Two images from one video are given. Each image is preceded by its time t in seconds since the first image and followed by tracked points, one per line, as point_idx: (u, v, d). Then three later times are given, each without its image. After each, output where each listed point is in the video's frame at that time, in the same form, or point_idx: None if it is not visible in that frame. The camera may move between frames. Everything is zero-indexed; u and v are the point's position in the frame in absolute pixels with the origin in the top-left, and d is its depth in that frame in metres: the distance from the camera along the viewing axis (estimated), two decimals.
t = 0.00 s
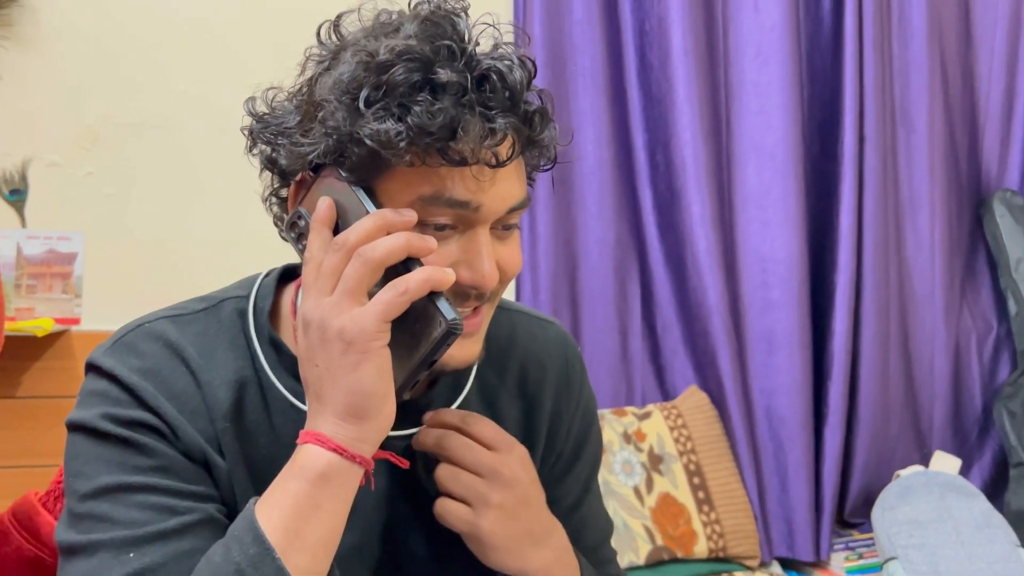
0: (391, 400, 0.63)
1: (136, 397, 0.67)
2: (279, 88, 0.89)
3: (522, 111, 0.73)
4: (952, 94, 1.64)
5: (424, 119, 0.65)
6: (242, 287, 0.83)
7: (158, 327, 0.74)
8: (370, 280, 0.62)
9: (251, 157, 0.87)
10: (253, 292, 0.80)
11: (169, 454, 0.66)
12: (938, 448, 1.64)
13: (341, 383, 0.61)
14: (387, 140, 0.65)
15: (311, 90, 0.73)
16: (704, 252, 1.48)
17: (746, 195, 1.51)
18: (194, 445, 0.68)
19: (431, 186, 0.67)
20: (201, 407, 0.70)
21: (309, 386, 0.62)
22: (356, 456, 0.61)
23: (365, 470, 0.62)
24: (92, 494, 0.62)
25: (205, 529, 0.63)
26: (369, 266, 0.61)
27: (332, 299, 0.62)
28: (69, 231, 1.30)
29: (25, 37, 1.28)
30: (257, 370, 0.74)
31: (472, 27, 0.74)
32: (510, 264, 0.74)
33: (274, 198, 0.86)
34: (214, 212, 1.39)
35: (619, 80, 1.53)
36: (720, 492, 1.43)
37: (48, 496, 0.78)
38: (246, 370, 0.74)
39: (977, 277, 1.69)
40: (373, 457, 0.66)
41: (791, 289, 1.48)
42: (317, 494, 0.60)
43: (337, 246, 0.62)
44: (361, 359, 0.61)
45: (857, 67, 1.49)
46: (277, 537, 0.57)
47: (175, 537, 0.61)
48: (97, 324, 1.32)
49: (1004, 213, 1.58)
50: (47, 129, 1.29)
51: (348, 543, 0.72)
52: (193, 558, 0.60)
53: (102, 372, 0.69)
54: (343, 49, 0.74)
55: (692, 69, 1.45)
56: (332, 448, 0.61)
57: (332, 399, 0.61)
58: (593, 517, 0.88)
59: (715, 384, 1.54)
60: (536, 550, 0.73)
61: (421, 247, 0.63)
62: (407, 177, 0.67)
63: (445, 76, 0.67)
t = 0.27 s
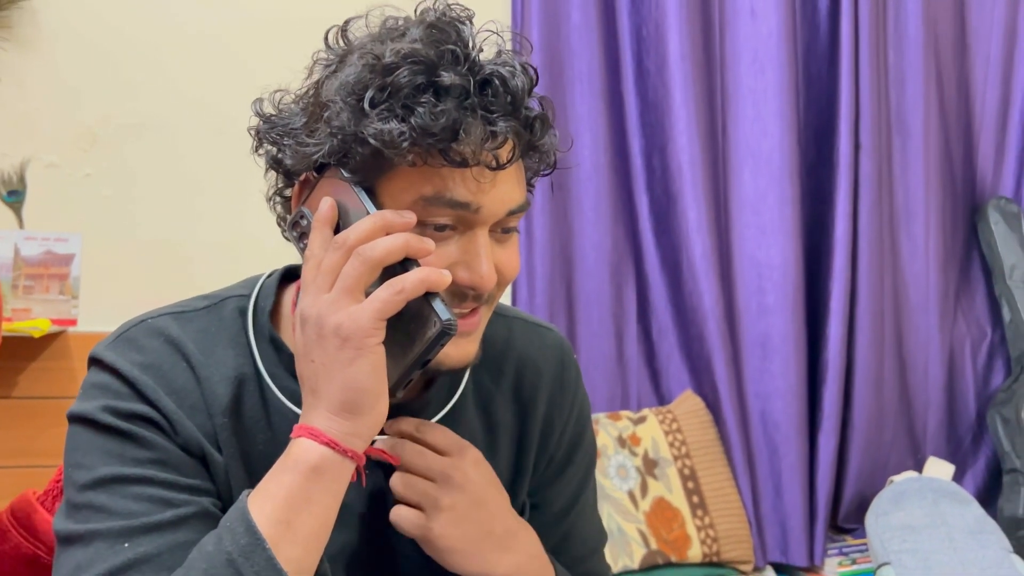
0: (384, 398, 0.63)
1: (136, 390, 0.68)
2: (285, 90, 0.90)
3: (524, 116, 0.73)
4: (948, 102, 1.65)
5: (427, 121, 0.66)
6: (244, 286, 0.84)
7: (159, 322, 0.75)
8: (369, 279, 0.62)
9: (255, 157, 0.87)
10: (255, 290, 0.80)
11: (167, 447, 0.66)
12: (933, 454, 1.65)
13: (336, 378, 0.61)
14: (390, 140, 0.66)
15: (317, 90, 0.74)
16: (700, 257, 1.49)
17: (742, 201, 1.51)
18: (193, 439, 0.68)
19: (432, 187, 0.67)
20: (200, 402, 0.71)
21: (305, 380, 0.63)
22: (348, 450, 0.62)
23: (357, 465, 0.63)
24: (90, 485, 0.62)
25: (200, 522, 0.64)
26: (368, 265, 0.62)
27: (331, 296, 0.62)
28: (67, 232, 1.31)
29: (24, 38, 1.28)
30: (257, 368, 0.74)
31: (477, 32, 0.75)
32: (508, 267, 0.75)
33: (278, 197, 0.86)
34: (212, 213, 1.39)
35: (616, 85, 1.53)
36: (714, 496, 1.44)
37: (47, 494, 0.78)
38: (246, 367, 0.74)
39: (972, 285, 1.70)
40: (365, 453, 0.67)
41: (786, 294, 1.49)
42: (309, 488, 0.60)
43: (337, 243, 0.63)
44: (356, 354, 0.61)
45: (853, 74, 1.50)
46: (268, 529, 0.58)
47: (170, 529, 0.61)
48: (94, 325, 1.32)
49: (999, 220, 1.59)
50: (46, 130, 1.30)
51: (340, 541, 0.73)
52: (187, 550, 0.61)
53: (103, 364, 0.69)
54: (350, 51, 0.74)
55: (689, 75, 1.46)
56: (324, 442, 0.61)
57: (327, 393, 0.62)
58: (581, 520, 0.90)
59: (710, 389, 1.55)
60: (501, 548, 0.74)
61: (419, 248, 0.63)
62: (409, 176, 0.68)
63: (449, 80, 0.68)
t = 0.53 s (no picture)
0: (383, 401, 0.63)
1: (140, 392, 0.68)
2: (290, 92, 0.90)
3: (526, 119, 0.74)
4: (947, 107, 1.65)
5: (430, 121, 0.66)
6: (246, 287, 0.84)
7: (163, 324, 0.75)
8: (370, 283, 0.62)
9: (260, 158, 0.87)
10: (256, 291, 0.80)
11: (172, 449, 0.66)
12: (931, 459, 1.65)
13: (337, 380, 0.61)
14: (395, 140, 0.66)
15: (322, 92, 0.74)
16: (699, 261, 1.49)
17: (742, 206, 1.51)
18: (197, 441, 0.68)
19: (435, 187, 0.68)
20: (204, 404, 0.71)
21: (305, 381, 0.63)
22: (347, 451, 0.62)
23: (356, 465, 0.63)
24: (96, 488, 0.63)
25: (205, 523, 0.64)
26: (369, 269, 0.61)
27: (332, 298, 0.62)
28: (68, 234, 1.31)
29: (28, 40, 1.29)
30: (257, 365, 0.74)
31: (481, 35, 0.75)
32: (509, 269, 0.75)
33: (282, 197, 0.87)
34: (213, 215, 1.40)
35: (616, 89, 1.54)
36: (713, 500, 1.44)
37: (47, 494, 0.79)
38: (246, 366, 0.74)
39: (971, 290, 1.70)
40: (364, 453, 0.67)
41: (785, 299, 1.49)
42: (310, 488, 0.60)
43: (338, 248, 0.62)
44: (357, 357, 0.61)
45: (852, 80, 1.51)
46: (272, 528, 0.58)
47: (176, 531, 0.62)
48: (96, 326, 1.33)
49: (997, 226, 1.60)
50: (49, 132, 1.30)
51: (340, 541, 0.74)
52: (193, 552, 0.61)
53: (108, 367, 0.69)
54: (356, 53, 0.75)
55: (689, 81, 1.46)
56: (324, 442, 0.61)
57: (327, 394, 0.62)
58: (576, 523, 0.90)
59: (709, 393, 1.55)
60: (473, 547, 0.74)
61: (420, 253, 0.63)
62: (412, 176, 0.68)
63: (453, 81, 0.68)
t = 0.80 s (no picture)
0: (367, 404, 0.64)
1: (135, 400, 0.69)
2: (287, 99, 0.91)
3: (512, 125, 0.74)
4: (950, 116, 1.66)
5: (410, 126, 0.67)
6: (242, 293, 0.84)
7: (158, 331, 0.75)
8: (353, 288, 0.63)
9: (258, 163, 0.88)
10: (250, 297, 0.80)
11: (166, 456, 0.67)
12: (933, 468, 1.65)
13: (318, 385, 0.62)
14: (376, 144, 0.67)
15: (311, 98, 0.76)
16: (702, 268, 1.49)
17: (745, 213, 1.52)
18: (192, 448, 0.69)
19: (417, 192, 0.68)
20: (199, 411, 0.72)
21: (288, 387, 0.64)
22: (331, 455, 0.62)
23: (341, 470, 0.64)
24: (90, 495, 0.63)
25: (198, 529, 0.64)
26: (352, 274, 0.63)
27: (314, 303, 0.63)
28: (73, 237, 1.32)
29: (34, 45, 1.30)
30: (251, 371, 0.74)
31: (469, 42, 0.76)
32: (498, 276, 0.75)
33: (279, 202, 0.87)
34: (215, 220, 1.40)
35: (619, 97, 1.55)
36: (714, 507, 1.44)
37: (47, 495, 0.80)
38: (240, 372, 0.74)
39: (974, 299, 1.70)
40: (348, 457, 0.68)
41: (787, 305, 1.49)
42: (295, 493, 0.61)
43: (322, 253, 0.64)
44: (338, 361, 0.62)
45: (855, 88, 1.51)
46: (257, 533, 0.59)
47: (169, 538, 0.62)
48: (98, 330, 1.33)
49: (1000, 234, 1.60)
50: (54, 136, 1.31)
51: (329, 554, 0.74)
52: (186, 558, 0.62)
53: (103, 374, 0.70)
54: (344, 60, 0.76)
55: (692, 88, 1.47)
56: (307, 447, 0.62)
57: (308, 400, 0.62)
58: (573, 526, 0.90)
59: (711, 400, 1.55)
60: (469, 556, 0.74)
61: (403, 258, 0.64)
62: (396, 182, 0.68)
63: (433, 86, 0.69)
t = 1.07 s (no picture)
0: (377, 390, 0.65)
1: (157, 387, 0.70)
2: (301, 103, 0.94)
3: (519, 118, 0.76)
4: (963, 123, 1.66)
5: (419, 117, 0.69)
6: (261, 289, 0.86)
7: (181, 322, 0.77)
8: (365, 277, 0.64)
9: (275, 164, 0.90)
10: (272, 293, 0.82)
11: (186, 442, 0.68)
12: (945, 474, 1.64)
13: (330, 370, 0.63)
14: (386, 136, 0.70)
15: (324, 98, 0.79)
16: (713, 273, 1.50)
17: (755, 218, 1.53)
18: (211, 435, 0.70)
19: (428, 184, 0.70)
20: (218, 400, 0.73)
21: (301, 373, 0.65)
22: (341, 439, 0.63)
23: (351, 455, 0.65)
24: (112, 477, 0.64)
25: (214, 514, 0.66)
26: (363, 264, 0.64)
27: (327, 292, 0.64)
28: (93, 240, 1.35)
29: (56, 50, 1.33)
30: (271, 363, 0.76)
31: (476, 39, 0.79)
32: (509, 267, 0.76)
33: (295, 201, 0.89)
34: (231, 221, 1.42)
35: (632, 102, 1.56)
36: (725, 511, 1.44)
37: (69, 490, 0.83)
38: (261, 363, 0.76)
39: (986, 306, 1.70)
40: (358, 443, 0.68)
41: (798, 311, 1.50)
42: (306, 475, 0.62)
43: (335, 244, 0.65)
44: (350, 347, 0.63)
45: (867, 94, 1.51)
46: (268, 513, 0.60)
47: (186, 521, 0.63)
48: (116, 330, 1.35)
49: (1013, 242, 1.59)
50: (75, 139, 1.34)
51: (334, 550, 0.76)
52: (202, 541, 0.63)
53: (127, 361, 0.71)
54: (355, 61, 0.80)
55: (704, 94, 1.48)
56: (319, 431, 0.63)
57: (321, 385, 0.64)
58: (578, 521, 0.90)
59: (722, 405, 1.55)
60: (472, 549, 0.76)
61: (414, 249, 0.66)
62: (407, 175, 0.71)
63: (441, 79, 0.72)
